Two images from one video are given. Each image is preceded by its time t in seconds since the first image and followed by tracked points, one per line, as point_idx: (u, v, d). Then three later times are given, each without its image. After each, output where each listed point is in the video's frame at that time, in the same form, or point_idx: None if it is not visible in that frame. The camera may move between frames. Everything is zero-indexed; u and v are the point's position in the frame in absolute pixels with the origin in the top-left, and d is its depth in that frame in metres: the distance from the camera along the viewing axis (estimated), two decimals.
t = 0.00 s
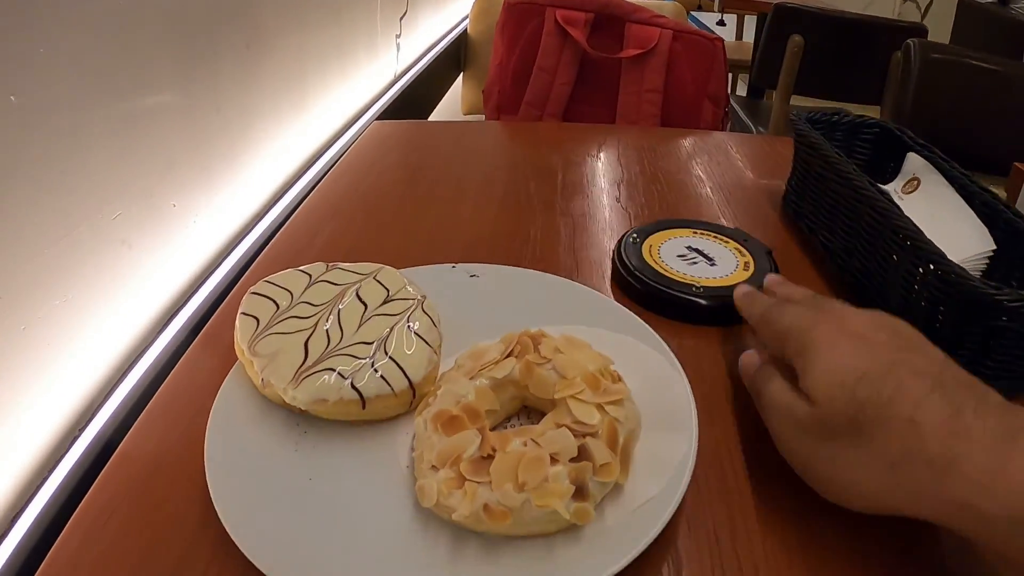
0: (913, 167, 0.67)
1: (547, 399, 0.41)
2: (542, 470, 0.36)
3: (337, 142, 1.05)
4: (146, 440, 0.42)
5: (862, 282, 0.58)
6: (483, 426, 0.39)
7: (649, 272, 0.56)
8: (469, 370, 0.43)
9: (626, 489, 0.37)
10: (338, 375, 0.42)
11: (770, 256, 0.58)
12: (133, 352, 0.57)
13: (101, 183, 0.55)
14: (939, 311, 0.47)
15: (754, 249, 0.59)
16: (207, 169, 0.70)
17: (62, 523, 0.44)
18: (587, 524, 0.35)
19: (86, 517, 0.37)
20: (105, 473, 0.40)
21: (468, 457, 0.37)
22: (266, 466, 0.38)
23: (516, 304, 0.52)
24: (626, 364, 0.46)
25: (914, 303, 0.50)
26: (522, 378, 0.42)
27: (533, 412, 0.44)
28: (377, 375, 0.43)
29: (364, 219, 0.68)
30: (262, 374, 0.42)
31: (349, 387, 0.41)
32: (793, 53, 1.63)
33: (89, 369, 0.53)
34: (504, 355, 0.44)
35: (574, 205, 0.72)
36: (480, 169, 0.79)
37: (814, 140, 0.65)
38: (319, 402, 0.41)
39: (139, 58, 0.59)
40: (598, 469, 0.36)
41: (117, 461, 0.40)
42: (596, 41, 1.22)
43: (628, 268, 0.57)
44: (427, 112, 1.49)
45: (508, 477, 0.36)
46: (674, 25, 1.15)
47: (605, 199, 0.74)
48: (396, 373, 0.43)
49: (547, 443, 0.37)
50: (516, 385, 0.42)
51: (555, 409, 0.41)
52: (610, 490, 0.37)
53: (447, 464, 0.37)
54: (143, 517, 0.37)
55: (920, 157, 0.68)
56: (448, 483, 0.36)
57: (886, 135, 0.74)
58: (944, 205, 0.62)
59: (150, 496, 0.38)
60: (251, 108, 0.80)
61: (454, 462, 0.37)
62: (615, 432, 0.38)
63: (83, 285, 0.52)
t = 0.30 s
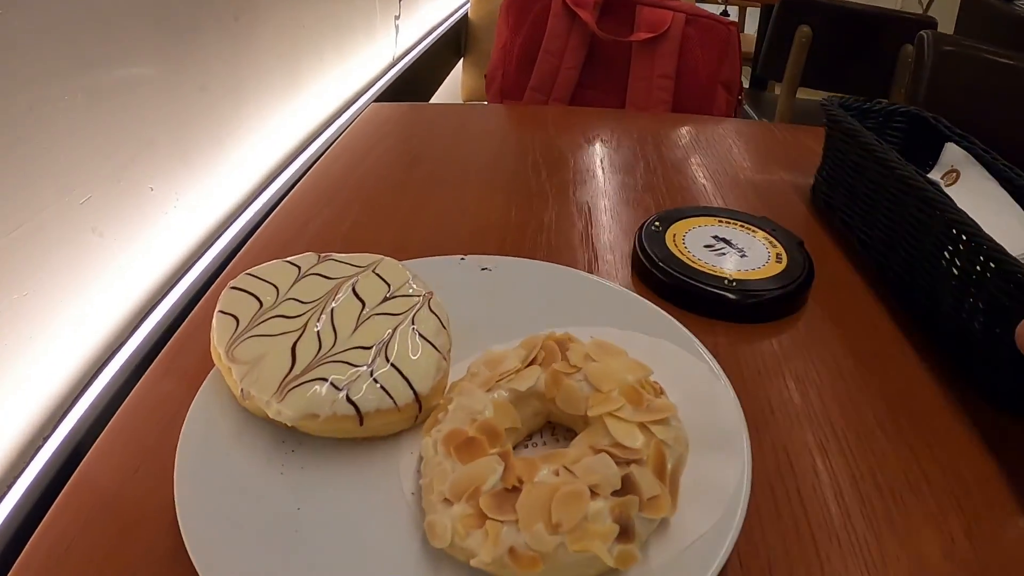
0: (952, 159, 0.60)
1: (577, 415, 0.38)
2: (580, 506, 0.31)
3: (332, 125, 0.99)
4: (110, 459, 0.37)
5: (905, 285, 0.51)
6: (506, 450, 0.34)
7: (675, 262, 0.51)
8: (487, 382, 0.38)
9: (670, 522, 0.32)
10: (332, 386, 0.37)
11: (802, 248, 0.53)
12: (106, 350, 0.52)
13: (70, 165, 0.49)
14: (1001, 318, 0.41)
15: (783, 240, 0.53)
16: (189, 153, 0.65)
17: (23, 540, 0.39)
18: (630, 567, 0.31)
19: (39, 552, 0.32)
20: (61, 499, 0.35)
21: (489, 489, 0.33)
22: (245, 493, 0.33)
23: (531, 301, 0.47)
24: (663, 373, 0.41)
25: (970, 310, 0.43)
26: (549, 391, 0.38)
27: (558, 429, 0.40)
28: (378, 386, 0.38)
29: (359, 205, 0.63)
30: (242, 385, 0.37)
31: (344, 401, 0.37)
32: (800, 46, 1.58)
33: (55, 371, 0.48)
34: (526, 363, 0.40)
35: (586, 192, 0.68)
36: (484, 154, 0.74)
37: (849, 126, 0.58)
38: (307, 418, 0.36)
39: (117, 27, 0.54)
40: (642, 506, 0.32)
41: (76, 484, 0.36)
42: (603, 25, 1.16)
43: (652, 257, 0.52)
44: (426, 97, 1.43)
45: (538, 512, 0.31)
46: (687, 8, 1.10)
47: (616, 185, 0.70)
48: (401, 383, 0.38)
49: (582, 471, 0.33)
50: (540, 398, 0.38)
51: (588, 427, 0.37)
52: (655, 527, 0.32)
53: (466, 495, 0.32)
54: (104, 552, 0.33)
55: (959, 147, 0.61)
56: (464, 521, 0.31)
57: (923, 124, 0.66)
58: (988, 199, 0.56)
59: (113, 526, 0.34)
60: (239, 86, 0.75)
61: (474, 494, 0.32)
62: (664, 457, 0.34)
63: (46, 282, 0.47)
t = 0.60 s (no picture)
0: (924, 141, 0.68)
1: (564, 398, 0.38)
2: (565, 487, 0.31)
3: (325, 115, 0.99)
4: (100, 444, 0.37)
5: (871, 256, 0.55)
6: (491, 433, 0.34)
7: (665, 251, 0.51)
8: (473, 365, 0.39)
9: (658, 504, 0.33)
10: (320, 369, 0.37)
11: (791, 239, 0.53)
12: (97, 336, 0.52)
13: (63, 153, 0.49)
14: (946, 280, 0.45)
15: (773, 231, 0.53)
16: (182, 142, 0.65)
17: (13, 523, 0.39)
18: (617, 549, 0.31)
19: (30, 535, 0.33)
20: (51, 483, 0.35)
21: (475, 471, 0.33)
22: (234, 476, 0.33)
23: (520, 288, 0.47)
24: (651, 360, 0.41)
25: (922, 274, 0.47)
26: (536, 374, 0.38)
27: (545, 413, 0.40)
28: (367, 369, 0.38)
29: (351, 193, 0.63)
30: (231, 367, 0.37)
31: (333, 383, 0.37)
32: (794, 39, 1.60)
33: (46, 356, 0.48)
34: (513, 347, 0.40)
35: (577, 181, 0.68)
36: (477, 143, 0.74)
37: (823, 108, 0.62)
38: (295, 400, 0.36)
39: (110, 13, 0.54)
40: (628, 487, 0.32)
41: (66, 469, 0.36)
42: (598, 17, 1.15)
43: (644, 246, 0.52)
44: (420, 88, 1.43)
45: (524, 493, 0.32)
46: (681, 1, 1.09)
47: (607, 175, 0.70)
48: (389, 367, 0.38)
49: (568, 454, 0.33)
50: (527, 382, 0.39)
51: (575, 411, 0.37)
52: (640, 510, 0.32)
53: (453, 476, 0.32)
54: (95, 535, 0.33)
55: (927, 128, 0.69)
56: (449, 502, 0.32)
57: (899, 110, 0.74)
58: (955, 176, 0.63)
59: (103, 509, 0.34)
60: (232, 74, 0.75)
61: (459, 474, 0.33)
62: (648, 441, 0.34)
63: (36, 268, 0.47)
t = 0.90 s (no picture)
0: (919, 137, 0.70)
1: (561, 384, 0.39)
2: (560, 467, 0.33)
3: (325, 110, 0.99)
4: (103, 431, 0.38)
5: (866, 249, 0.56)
6: (489, 417, 0.35)
7: (662, 244, 0.51)
8: (472, 352, 0.40)
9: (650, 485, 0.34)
10: (322, 354, 0.39)
11: (786, 232, 0.54)
12: (100, 325, 0.53)
13: (68, 144, 0.49)
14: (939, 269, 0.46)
15: (768, 224, 0.54)
16: (184, 134, 0.65)
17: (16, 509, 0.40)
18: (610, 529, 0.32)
19: (35, 518, 0.33)
20: (54, 469, 0.36)
21: (473, 453, 0.34)
22: (237, 461, 0.34)
23: (518, 280, 0.48)
24: (646, 347, 0.42)
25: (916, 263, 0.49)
26: (534, 360, 0.39)
27: (542, 399, 0.41)
28: (368, 355, 0.39)
29: (351, 186, 0.63)
30: (235, 352, 0.38)
31: (334, 368, 0.38)
32: (793, 37, 1.61)
33: (50, 344, 0.48)
34: (512, 335, 0.41)
35: (575, 176, 0.68)
36: (477, 138, 0.75)
37: (817, 103, 0.63)
38: (298, 385, 0.37)
39: (115, 6, 0.54)
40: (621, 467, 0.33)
41: (70, 455, 0.36)
42: (596, 14, 1.16)
43: (641, 239, 0.52)
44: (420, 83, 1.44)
45: (521, 475, 0.33)
46: None
47: (604, 169, 0.70)
48: (389, 353, 0.40)
49: (564, 436, 0.34)
50: (525, 368, 0.40)
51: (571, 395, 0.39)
52: (635, 492, 0.33)
53: (452, 458, 0.34)
54: (99, 519, 0.33)
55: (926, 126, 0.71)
56: (448, 483, 0.33)
57: (893, 106, 0.75)
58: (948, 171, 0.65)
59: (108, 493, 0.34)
60: (234, 68, 0.75)
61: (459, 455, 0.34)
62: (643, 425, 0.35)
63: (39, 258, 0.47)
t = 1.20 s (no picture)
0: (915, 135, 0.71)
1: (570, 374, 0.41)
2: (567, 448, 0.34)
3: (327, 110, 1.00)
4: (110, 426, 0.38)
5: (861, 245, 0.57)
6: (502, 404, 0.37)
7: (660, 241, 0.52)
8: (485, 341, 0.42)
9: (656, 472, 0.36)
10: (336, 349, 0.40)
11: (783, 230, 0.54)
12: (108, 321, 0.54)
13: (77, 143, 0.50)
14: (932, 266, 0.47)
15: (765, 222, 0.55)
16: (188, 135, 0.66)
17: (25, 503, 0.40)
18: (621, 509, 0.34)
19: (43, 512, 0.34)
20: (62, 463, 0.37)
21: (488, 436, 0.36)
22: (260, 449, 0.36)
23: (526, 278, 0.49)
24: (653, 340, 0.44)
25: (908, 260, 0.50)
26: (545, 349, 0.41)
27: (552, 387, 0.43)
28: (380, 349, 0.41)
29: (354, 185, 0.64)
30: (250, 348, 0.40)
31: (348, 363, 0.39)
32: (793, 36, 1.62)
33: (59, 340, 0.49)
34: (523, 324, 0.43)
35: (575, 174, 0.69)
36: (478, 137, 0.76)
37: (813, 103, 0.64)
38: (314, 377, 0.39)
39: (120, 8, 0.55)
40: (626, 449, 0.35)
41: (77, 449, 0.37)
42: (597, 14, 1.17)
43: (637, 237, 0.53)
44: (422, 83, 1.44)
45: (533, 457, 0.34)
46: None
47: (604, 168, 0.71)
48: (401, 346, 0.41)
49: (573, 420, 0.36)
50: (536, 356, 0.42)
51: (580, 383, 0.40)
52: (642, 476, 0.35)
53: (468, 440, 0.35)
54: (108, 512, 0.34)
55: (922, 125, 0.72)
56: (463, 465, 0.34)
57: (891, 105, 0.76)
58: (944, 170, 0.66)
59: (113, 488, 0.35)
60: (238, 68, 0.76)
61: (474, 438, 0.35)
62: (649, 411, 0.37)
63: (49, 255, 0.48)
